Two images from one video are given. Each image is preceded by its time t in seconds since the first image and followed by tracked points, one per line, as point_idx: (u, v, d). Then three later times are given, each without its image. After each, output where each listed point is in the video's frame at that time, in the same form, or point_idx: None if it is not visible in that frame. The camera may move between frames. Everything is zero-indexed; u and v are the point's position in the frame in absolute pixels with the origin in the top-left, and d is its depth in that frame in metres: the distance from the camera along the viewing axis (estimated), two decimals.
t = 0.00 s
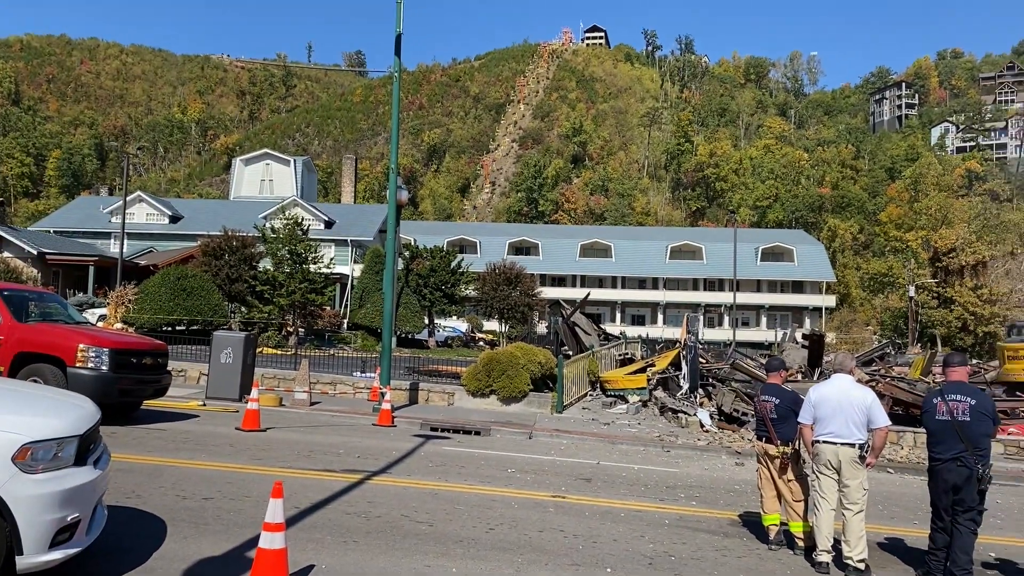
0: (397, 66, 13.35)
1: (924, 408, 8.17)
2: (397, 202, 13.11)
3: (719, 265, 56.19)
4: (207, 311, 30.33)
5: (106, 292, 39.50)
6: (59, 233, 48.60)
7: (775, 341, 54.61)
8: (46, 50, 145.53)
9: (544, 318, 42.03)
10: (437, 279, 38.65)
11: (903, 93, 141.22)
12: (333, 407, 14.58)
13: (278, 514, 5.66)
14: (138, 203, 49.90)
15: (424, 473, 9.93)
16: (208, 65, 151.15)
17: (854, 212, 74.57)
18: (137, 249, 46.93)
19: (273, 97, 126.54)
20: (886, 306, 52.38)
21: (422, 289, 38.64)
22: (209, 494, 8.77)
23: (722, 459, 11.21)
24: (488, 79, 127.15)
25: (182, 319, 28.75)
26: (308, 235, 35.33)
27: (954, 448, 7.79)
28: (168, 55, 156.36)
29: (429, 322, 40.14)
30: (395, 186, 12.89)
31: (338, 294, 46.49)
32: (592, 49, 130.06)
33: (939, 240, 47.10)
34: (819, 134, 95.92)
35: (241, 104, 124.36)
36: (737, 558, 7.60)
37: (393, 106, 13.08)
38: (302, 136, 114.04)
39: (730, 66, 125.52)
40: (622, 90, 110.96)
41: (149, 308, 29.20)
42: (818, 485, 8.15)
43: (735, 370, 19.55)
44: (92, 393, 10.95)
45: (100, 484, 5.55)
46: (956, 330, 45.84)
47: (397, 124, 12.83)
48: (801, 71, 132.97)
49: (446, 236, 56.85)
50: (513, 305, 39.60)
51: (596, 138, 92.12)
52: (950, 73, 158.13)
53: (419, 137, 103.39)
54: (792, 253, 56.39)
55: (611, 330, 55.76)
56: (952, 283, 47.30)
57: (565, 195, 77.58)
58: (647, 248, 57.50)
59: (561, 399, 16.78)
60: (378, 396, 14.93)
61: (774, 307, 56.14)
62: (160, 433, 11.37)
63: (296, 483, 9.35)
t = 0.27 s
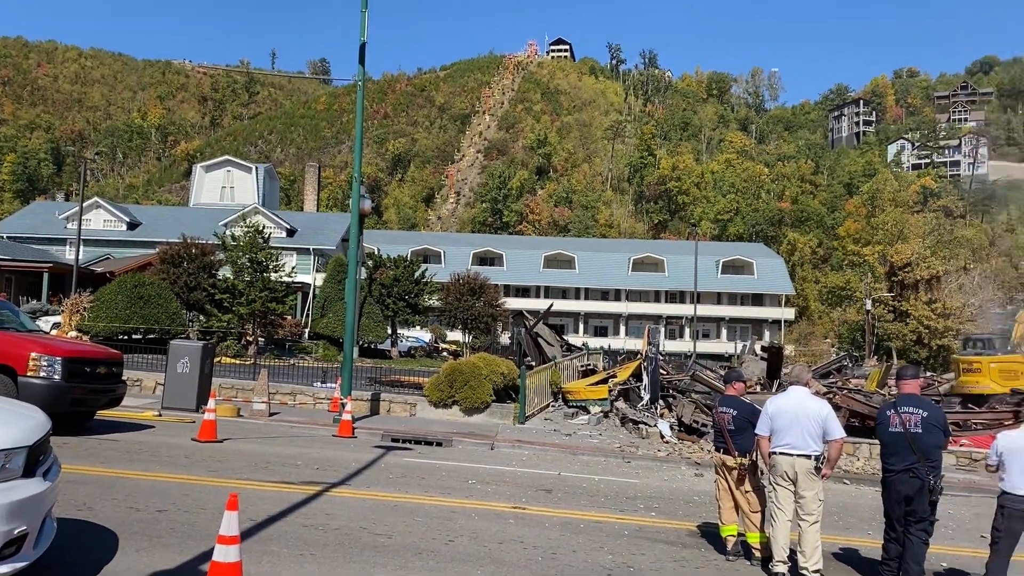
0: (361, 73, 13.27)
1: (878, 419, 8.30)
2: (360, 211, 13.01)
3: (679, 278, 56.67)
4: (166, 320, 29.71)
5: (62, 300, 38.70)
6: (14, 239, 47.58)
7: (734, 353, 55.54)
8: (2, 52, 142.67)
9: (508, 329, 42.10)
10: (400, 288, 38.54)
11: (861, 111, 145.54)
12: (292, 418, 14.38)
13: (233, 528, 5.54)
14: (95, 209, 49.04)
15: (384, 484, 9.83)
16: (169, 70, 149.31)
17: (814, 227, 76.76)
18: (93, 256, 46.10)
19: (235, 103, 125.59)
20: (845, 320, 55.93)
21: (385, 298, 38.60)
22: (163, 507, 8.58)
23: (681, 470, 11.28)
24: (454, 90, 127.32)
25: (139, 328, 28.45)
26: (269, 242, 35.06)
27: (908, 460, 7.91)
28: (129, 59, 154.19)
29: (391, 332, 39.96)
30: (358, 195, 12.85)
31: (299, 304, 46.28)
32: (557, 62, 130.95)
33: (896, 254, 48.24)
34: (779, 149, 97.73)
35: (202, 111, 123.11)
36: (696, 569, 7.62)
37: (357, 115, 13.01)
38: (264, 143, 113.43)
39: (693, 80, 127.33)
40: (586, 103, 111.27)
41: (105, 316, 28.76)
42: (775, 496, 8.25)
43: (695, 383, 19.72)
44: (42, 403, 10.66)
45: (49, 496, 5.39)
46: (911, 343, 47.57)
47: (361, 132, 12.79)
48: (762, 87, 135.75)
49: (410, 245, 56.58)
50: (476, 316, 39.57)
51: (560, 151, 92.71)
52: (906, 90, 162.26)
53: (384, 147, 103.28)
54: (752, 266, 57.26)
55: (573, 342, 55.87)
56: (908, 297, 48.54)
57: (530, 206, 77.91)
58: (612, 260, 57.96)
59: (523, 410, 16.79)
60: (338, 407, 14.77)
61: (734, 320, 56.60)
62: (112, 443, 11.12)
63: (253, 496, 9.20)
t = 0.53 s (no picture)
0: (316, 84, 13.27)
1: (822, 433, 8.45)
2: (313, 220, 12.96)
3: (634, 291, 57.19)
4: (112, 329, 29.15)
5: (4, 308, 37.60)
6: None
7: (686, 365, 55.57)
8: None
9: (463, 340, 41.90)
10: (355, 299, 38.41)
11: (811, 130, 145.32)
12: (240, 431, 14.16)
13: (176, 543, 5.39)
14: (40, 215, 47.83)
15: (333, 499, 9.72)
16: (120, 75, 146.53)
17: (764, 243, 79.39)
18: (36, 264, 44.94)
19: (188, 110, 124.41)
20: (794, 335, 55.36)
21: (338, 310, 38.43)
22: (105, 521, 8.36)
23: (632, 483, 11.35)
24: (412, 101, 126.91)
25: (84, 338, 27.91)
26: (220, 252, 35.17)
27: (850, 474, 8.09)
28: (78, 64, 150.81)
29: (346, 343, 39.83)
30: (312, 205, 12.81)
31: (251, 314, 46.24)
32: (515, 77, 130.67)
33: (843, 271, 49.62)
34: (731, 167, 99.62)
35: (154, 118, 121.26)
36: None
37: (312, 125, 12.99)
38: (217, 151, 112.18)
39: (648, 97, 128.92)
40: (543, 118, 110.78)
41: (49, 325, 28.21)
42: (721, 510, 8.38)
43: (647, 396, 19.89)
44: None
45: None
46: (858, 357, 48.13)
47: (315, 142, 12.79)
48: (715, 106, 138.48)
49: (365, 256, 56.31)
50: (431, 328, 39.03)
51: (518, 164, 92.07)
52: (854, 111, 167.08)
53: (340, 157, 102.87)
54: (703, 280, 58.08)
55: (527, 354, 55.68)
56: (855, 313, 49.39)
57: (487, 218, 77.94)
58: (567, 273, 58.33)
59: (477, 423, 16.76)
60: (288, 420, 14.60)
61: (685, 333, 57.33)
62: (51, 456, 10.82)
63: (199, 510, 9.00)
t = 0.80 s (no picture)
0: (268, 93, 13.12)
1: (767, 446, 8.53)
2: (262, 229, 12.80)
3: (588, 304, 57.55)
4: (52, 338, 30.32)
5: None
6: None
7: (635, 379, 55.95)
8: None
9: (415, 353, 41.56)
10: (304, 310, 37.98)
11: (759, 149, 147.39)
12: (183, 444, 13.87)
13: (113, 559, 5.43)
14: None
15: (278, 514, 9.55)
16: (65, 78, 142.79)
17: (713, 259, 78.14)
18: None
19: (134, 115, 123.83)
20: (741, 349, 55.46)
21: (287, 321, 37.94)
22: (38, 538, 8.07)
23: (581, 497, 11.39)
24: (366, 111, 126.25)
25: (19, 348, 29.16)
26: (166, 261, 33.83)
27: (794, 488, 8.18)
28: (21, 66, 146.32)
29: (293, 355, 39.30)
30: (261, 214, 12.61)
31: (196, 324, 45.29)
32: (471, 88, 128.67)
33: (789, 287, 50.62)
34: (682, 184, 100.96)
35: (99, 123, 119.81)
36: None
37: (263, 133, 12.83)
38: (165, 158, 110.18)
39: (602, 113, 130.29)
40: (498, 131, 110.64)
41: None
42: (668, 523, 8.44)
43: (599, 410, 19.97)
44: None
45: None
46: (804, 372, 48.81)
47: (266, 151, 12.68)
48: (667, 123, 140.61)
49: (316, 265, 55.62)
50: (383, 339, 38.83)
51: (472, 176, 91.61)
52: (801, 131, 171.10)
53: (292, 166, 101.84)
54: (655, 295, 58.64)
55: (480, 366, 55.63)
56: (801, 328, 50.07)
57: (441, 229, 77.61)
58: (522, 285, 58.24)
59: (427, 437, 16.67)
60: (234, 432, 14.35)
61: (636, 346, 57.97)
62: None
63: (138, 526, 8.75)
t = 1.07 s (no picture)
0: (219, 99, 12.99)
1: (712, 460, 8.59)
2: (209, 238, 12.62)
3: (540, 316, 57.97)
4: None
5: None
6: None
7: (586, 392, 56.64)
8: None
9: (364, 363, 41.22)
10: (251, 319, 37.62)
11: (709, 165, 149.38)
12: (124, 455, 13.56)
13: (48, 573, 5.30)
14: None
15: (221, 528, 9.34)
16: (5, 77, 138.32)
17: (663, 272, 78.12)
18: None
19: (80, 119, 123.56)
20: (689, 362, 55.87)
21: (233, 331, 37.31)
22: None
23: (530, 509, 11.40)
24: (319, 119, 124.95)
25: None
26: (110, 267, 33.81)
27: (738, 501, 8.27)
28: None
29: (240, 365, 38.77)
30: (208, 223, 12.45)
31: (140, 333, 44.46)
32: (425, 99, 129.63)
33: (737, 301, 51.32)
34: (634, 198, 102.18)
35: (43, 125, 120.01)
36: None
37: (212, 140, 12.69)
38: (111, 162, 107.92)
39: (556, 127, 131.22)
40: (453, 142, 110.54)
41: None
42: (615, 536, 8.48)
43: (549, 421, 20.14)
44: None
45: None
46: (751, 386, 49.54)
47: (214, 158, 12.52)
48: (620, 138, 142.50)
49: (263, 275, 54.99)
50: (331, 350, 38.41)
51: (426, 186, 91.82)
52: (749, 150, 174.86)
53: (242, 173, 100.73)
54: (606, 307, 59.31)
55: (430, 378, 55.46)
56: (748, 342, 50.91)
57: (394, 240, 77.05)
58: (473, 296, 58.35)
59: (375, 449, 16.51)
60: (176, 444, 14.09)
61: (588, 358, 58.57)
62: None
63: (73, 541, 8.47)
